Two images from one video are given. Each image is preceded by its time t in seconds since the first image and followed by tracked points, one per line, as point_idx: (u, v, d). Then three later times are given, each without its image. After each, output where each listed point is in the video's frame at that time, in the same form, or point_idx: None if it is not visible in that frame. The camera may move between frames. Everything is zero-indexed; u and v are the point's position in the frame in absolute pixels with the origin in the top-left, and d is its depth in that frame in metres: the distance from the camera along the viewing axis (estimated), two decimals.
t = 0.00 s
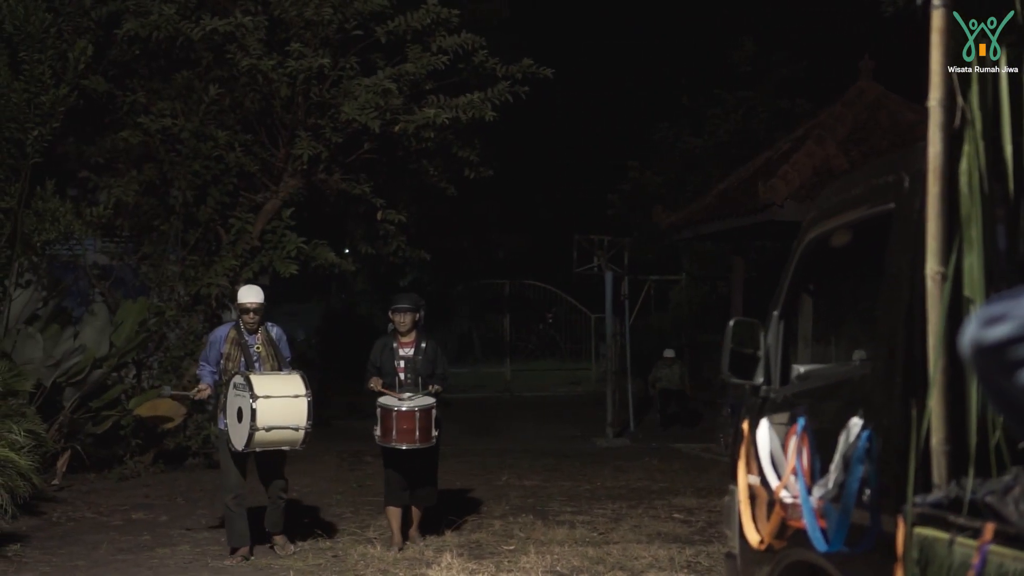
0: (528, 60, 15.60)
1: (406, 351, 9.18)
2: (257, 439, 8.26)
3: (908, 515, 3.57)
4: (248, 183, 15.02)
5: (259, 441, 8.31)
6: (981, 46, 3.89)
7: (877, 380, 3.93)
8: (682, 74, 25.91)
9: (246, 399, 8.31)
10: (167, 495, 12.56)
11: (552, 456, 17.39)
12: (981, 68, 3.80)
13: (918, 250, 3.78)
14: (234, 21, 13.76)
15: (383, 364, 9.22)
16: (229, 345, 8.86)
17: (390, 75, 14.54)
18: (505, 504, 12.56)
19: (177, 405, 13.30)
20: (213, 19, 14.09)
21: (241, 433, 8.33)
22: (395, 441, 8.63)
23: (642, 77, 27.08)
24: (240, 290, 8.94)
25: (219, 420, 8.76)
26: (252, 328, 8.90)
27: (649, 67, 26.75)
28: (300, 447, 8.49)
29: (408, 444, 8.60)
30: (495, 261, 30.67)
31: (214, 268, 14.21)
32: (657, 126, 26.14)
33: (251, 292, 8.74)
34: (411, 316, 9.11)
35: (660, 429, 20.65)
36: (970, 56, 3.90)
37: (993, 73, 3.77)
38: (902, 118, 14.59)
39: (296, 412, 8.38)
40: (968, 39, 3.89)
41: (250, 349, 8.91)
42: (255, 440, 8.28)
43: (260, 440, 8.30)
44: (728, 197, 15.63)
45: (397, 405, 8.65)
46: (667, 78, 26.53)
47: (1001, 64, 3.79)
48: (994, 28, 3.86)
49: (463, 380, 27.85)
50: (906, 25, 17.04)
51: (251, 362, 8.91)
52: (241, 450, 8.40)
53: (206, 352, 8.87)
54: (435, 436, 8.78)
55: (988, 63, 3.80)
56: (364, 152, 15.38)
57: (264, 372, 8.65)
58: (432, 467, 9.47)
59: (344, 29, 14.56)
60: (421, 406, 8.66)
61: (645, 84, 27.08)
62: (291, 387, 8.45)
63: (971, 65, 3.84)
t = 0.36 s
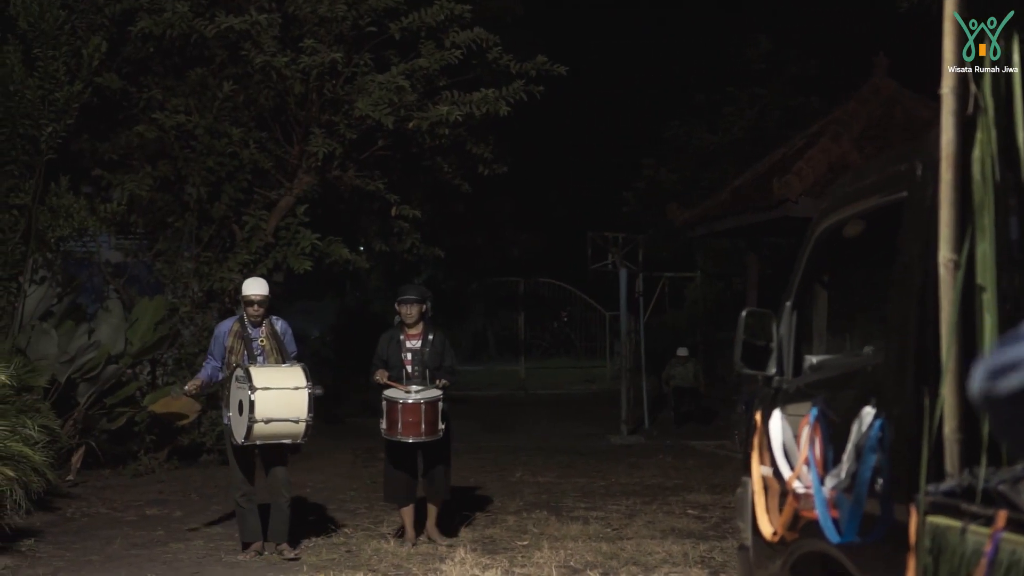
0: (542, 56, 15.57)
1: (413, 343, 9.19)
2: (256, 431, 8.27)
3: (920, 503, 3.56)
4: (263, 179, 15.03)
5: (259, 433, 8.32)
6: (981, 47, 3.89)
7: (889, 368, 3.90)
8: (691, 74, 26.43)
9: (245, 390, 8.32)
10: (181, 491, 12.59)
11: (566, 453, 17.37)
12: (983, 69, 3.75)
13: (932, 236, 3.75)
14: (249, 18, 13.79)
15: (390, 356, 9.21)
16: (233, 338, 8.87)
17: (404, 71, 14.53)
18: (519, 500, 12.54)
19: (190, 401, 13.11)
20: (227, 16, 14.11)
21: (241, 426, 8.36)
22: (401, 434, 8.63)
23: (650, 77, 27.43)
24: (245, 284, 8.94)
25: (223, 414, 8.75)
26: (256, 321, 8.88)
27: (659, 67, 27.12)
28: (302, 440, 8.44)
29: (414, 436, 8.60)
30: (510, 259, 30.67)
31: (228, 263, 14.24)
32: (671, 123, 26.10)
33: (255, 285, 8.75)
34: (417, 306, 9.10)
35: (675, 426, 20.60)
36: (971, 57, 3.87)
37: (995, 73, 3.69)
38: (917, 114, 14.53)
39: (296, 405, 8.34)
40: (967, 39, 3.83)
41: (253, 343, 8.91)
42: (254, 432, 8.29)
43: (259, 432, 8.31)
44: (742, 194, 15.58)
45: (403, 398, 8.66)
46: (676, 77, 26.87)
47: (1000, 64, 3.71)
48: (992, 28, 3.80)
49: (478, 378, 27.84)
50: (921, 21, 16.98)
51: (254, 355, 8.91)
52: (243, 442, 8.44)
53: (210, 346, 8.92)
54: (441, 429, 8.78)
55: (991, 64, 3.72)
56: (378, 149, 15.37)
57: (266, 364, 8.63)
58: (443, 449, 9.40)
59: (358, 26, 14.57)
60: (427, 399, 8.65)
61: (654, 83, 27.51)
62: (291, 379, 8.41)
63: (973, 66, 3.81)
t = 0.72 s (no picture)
0: (556, 53, 15.55)
1: (431, 341, 9.12)
2: (263, 433, 8.23)
3: (930, 493, 3.67)
4: (278, 177, 15.06)
5: (267, 435, 8.28)
6: (981, 46, 3.78)
7: (900, 358, 3.91)
8: (693, 73, 26.84)
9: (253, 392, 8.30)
10: (196, 488, 12.63)
11: (581, 450, 17.36)
12: (979, 70, 3.74)
13: (942, 226, 3.80)
14: (265, 16, 13.84)
15: (407, 354, 9.17)
16: (247, 336, 8.79)
17: (418, 69, 14.56)
18: (533, 497, 12.54)
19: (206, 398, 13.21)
20: (242, 13, 14.16)
21: (250, 427, 8.34)
22: (415, 432, 8.59)
23: (649, 76, 27.85)
24: (262, 281, 8.84)
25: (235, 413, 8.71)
26: (272, 319, 8.79)
27: (658, 67, 27.44)
28: (311, 442, 8.37)
29: (429, 435, 8.57)
30: (525, 257, 30.68)
31: (244, 261, 14.29)
32: (686, 121, 26.05)
33: (271, 283, 8.65)
34: (436, 304, 9.05)
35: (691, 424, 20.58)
36: (970, 57, 3.77)
37: (993, 74, 3.70)
38: (933, 110, 14.49)
39: (303, 406, 8.26)
40: (968, 39, 3.81)
41: (268, 341, 8.81)
42: (261, 434, 8.26)
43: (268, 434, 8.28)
44: (758, 190, 15.55)
45: (419, 396, 8.62)
46: (677, 77, 27.33)
47: (1000, 65, 3.68)
48: (994, 26, 3.76)
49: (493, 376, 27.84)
50: (936, 17, 16.93)
51: (268, 354, 8.81)
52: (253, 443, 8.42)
53: (225, 343, 8.82)
54: (457, 429, 8.72)
55: (991, 64, 3.71)
56: (392, 147, 15.38)
57: (277, 365, 8.56)
58: (458, 454, 9.24)
59: (372, 23, 14.59)
60: (443, 397, 8.62)
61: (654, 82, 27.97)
62: (300, 380, 8.33)
63: (973, 66, 3.75)
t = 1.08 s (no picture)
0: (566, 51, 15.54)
1: (442, 337, 9.09)
2: (272, 430, 8.15)
3: (931, 484, 3.64)
4: (287, 175, 15.06)
5: (277, 432, 8.19)
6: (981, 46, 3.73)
7: (905, 348, 3.91)
8: (693, 73, 27.41)
9: (263, 388, 8.19)
10: (205, 485, 12.65)
11: (589, 449, 17.34)
12: (984, 70, 3.71)
13: (946, 217, 3.77)
14: (274, 12, 13.86)
15: (419, 349, 9.16)
16: (267, 332, 8.63)
17: (427, 66, 14.55)
18: (540, 494, 12.53)
19: (215, 395, 13.44)
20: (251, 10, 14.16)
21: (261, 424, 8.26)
22: (423, 431, 8.52)
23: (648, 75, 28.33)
24: (285, 276, 8.67)
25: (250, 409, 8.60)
26: (292, 315, 8.61)
27: (657, 67, 27.87)
28: (322, 442, 8.23)
29: (436, 434, 8.50)
30: (534, 256, 30.67)
31: (253, 259, 14.30)
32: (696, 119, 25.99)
33: (294, 279, 8.46)
34: (449, 299, 9.01)
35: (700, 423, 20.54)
36: (970, 55, 3.69)
37: (995, 73, 3.70)
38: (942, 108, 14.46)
39: (314, 405, 8.14)
40: (968, 39, 3.72)
41: (287, 338, 8.63)
42: (271, 431, 8.17)
43: (278, 431, 8.18)
44: (767, 188, 15.52)
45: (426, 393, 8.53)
46: (676, 77, 27.87)
47: (1000, 65, 3.68)
48: (994, 26, 3.74)
49: (502, 375, 27.83)
50: (945, 14, 16.90)
51: (287, 351, 8.64)
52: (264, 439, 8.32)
53: (245, 336, 8.69)
54: (466, 426, 8.64)
55: (991, 64, 3.70)
56: (401, 145, 15.40)
57: (292, 361, 8.43)
58: (466, 452, 9.17)
59: (381, 20, 14.59)
60: (452, 395, 8.52)
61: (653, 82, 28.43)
62: (313, 378, 8.20)
63: (973, 66, 3.72)
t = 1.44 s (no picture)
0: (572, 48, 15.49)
1: (433, 333, 9.04)
2: (282, 424, 7.88)
3: (932, 473, 3.61)
4: (292, 172, 15.04)
5: (286, 426, 7.92)
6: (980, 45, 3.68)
7: (905, 336, 3.89)
8: (693, 73, 27.28)
9: (275, 380, 7.95)
10: (209, 482, 12.65)
11: (594, 446, 17.31)
12: (983, 69, 3.64)
13: (946, 205, 3.75)
14: (277, 7, 13.87)
15: (409, 348, 9.08)
16: (276, 326, 8.43)
17: (432, 62, 14.51)
18: (545, 491, 12.48)
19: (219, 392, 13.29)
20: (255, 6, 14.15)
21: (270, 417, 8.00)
22: (422, 425, 8.48)
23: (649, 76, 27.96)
24: (294, 270, 8.46)
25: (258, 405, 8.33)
26: (302, 309, 8.41)
27: (657, 67, 27.66)
28: (332, 438, 8.01)
29: (436, 427, 8.47)
30: (540, 254, 30.65)
31: (257, 255, 14.27)
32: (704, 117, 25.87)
33: (303, 272, 8.25)
34: (436, 293, 9.00)
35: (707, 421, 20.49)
36: (970, 55, 3.64)
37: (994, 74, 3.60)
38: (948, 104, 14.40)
39: (327, 399, 7.92)
40: (968, 39, 3.66)
41: (297, 333, 8.43)
42: (281, 425, 7.90)
43: (287, 425, 7.91)
44: (773, 185, 15.46)
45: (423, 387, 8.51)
46: (677, 77, 27.65)
47: (999, 65, 3.59)
48: (994, 26, 3.65)
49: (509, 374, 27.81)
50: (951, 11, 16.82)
51: (296, 346, 8.42)
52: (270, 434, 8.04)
53: (254, 332, 8.46)
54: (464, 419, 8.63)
55: (991, 65, 3.62)
56: (406, 141, 15.37)
57: (305, 355, 8.21)
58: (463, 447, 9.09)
59: (386, 17, 14.55)
60: (449, 388, 8.51)
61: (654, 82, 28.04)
62: (327, 372, 8.01)
63: (973, 66, 3.64)
